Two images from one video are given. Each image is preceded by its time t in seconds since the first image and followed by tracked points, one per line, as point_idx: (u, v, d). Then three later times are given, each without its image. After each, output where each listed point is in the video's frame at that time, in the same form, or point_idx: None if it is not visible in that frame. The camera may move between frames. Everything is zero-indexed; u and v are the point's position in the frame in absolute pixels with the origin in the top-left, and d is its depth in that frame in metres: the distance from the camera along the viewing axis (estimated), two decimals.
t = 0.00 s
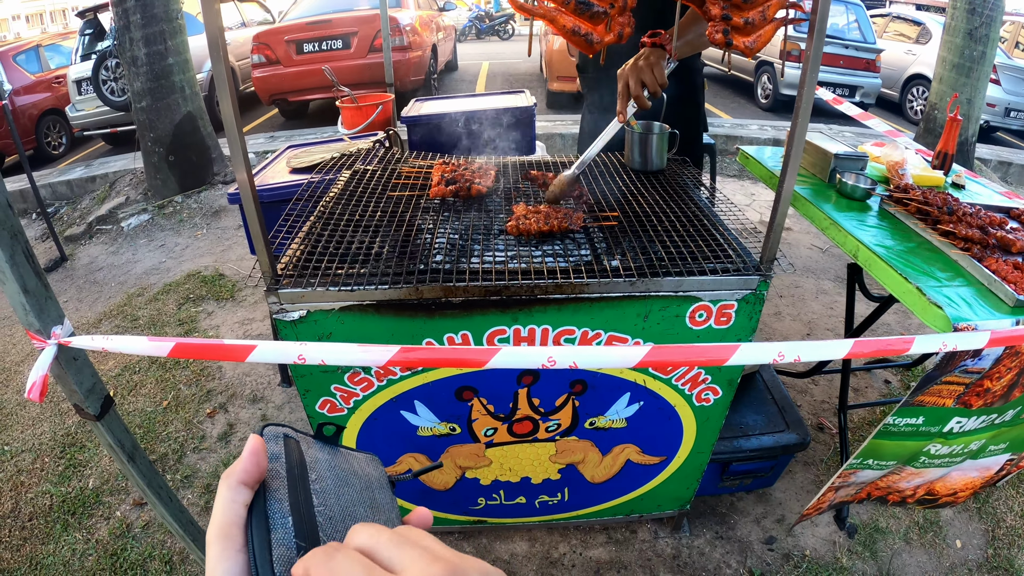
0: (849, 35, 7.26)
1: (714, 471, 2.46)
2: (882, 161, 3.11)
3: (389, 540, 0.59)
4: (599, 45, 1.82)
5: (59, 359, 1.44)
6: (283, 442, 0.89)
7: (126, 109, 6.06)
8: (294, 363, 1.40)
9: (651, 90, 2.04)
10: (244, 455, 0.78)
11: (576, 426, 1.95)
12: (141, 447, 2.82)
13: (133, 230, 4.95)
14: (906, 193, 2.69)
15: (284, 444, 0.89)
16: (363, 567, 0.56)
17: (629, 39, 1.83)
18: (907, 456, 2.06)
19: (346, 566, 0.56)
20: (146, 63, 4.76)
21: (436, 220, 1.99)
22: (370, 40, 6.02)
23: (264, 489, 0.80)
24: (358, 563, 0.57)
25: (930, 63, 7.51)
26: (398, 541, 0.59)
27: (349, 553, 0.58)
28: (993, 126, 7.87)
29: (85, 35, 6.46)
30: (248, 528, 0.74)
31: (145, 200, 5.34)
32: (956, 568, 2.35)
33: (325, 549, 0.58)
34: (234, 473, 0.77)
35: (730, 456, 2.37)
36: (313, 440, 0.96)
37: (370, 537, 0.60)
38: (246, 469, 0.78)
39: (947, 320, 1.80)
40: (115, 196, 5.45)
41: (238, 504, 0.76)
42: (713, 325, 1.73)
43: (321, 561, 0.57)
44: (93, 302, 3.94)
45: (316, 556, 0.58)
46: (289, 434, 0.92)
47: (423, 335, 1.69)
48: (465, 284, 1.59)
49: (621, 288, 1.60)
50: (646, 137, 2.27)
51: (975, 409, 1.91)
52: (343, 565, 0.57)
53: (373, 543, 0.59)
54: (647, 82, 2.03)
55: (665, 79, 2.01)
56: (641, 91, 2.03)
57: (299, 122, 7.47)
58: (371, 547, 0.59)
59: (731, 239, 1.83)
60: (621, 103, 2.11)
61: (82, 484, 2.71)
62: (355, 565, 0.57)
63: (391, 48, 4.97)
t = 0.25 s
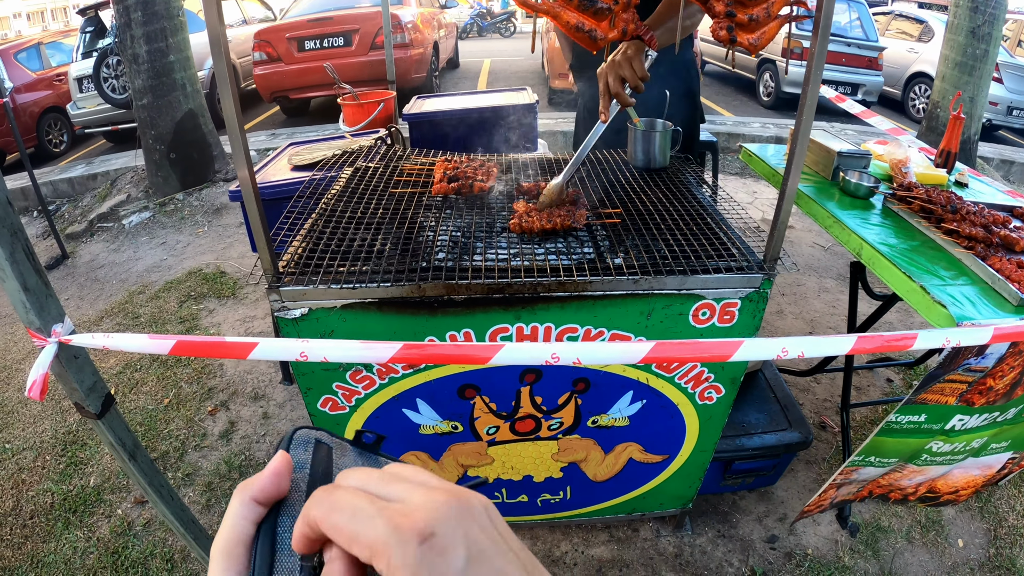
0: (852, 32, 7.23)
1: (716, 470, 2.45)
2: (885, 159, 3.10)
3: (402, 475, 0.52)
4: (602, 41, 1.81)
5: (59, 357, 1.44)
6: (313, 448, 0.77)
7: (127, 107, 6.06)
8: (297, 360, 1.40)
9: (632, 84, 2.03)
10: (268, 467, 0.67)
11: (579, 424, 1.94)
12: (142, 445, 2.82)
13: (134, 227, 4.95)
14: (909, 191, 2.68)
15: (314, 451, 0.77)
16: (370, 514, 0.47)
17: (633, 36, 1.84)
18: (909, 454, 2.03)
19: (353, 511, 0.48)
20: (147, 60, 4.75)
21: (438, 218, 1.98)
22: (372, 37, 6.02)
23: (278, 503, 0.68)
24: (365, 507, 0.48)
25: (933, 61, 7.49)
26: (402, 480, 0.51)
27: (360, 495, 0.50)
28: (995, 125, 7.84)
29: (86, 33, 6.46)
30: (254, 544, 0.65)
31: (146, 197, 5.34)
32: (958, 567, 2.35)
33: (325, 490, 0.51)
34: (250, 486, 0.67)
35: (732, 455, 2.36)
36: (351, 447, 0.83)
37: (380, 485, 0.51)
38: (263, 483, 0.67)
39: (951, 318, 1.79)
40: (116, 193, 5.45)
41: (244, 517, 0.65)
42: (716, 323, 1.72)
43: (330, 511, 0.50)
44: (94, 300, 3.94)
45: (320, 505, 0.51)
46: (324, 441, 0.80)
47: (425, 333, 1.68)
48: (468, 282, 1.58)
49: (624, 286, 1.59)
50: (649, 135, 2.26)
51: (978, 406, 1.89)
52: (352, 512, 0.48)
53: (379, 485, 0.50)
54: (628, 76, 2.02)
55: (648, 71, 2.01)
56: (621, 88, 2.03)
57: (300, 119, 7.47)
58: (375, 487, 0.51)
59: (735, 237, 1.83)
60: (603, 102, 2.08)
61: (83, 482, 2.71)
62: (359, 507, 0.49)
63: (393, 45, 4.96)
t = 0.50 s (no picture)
0: (854, 30, 7.21)
1: (718, 468, 2.44)
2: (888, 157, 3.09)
3: (482, 385, 0.58)
4: (606, 39, 1.80)
5: (61, 356, 1.44)
6: (357, 475, 0.67)
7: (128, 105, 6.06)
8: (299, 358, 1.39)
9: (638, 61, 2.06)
10: (290, 496, 0.60)
11: (581, 423, 1.94)
12: (144, 443, 2.82)
13: (136, 225, 4.95)
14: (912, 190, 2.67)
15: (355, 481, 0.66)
16: (452, 418, 0.52)
17: (636, 32, 1.84)
18: (910, 450, 2.02)
19: (431, 407, 0.53)
20: (148, 58, 4.74)
21: (440, 216, 1.98)
22: (374, 34, 6.02)
23: (294, 536, 0.59)
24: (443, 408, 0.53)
25: (935, 59, 7.47)
26: (482, 389, 0.57)
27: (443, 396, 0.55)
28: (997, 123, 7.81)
29: (87, 31, 6.45)
30: None
31: (147, 195, 5.33)
32: (960, 566, 2.34)
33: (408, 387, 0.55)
34: (269, 511, 0.59)
35: (734, 453, 2.36)
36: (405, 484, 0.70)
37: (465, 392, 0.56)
38: (283, 511, 0.59)
39: (954, 317, 1.79)
40: (117, 191, 5.45)
41: (252, 544, 0.58)
42: (719, 322, 1.71)
43: (404, 405, 0.55)
44: (95, 298, 3.94)
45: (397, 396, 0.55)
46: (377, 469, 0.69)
47: (427, 331, 1.67)
48: (470, 280, 1.58)
49: (627, 284, 1.59)
50: (651, 133, 2.26)
51: (979, 402, 1.89)
52: (432, 409, 0.53)
53: (460, 391, 0.56)
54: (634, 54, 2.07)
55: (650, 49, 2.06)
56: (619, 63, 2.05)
57: (302, 117, 7.47)
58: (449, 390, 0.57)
59: (738, 235, 1.82)
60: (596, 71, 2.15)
61: (85, 480, 2.71)
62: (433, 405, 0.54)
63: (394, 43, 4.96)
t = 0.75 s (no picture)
0: (856, 28, 7.19)
1: (718, 467, 2.44)
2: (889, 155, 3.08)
3: (477, 491, 0.55)
4: (604, 34, 1.81)
5: (56, 353, 1.43)
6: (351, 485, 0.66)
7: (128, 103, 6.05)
8: (294, 356, 1.38)
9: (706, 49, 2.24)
10: (279, 497, 0.61)
11: (580, 421, 1.93)
12: (142, 441, 2.82)
13: (136, 223, 4.94)
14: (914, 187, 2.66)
15: (348, 493, 0.65)
16: (432, 523, 0.48)
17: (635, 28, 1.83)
18: (907, 444, 2.01)
19: (423, 500, 0.51)
20: (148, 56, 4.74)
21: (439, 212, 1.97)
22: (374, 32, 6.02)
23: (280, 537, 0.61)
24: (432, 507, 0.51)
25: (936, 57, 7.44)
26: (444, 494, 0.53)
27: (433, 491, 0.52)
28: (999, 122, 7.78)
29: (87, 29, 6.45)
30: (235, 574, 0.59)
31: (147, 193, 5.33)
32: (960, 566, 2.33)
33: (405, 465, 0.54)
34: (257, 511, 0.60)
35: (734, 452, 2.35)
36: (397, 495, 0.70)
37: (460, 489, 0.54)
38: (271, 512, 0.61)
39: (955, 315, 1.77)
40: (117, 189, 5.44)
41: (238, 542, 0.60)
42: (719, 320, 1.70)
43: (395, 498, 0.53)
44: (95, 295, 3.94)
45: (389, 481, 0.54)
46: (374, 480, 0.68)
47: (425, 328, 1.67)
48: (468, 277, 1.57)
49: (626, 282, 1.58)
50: (651, 129, 2.25)
51: (976, 395, 1.88)
52: (423, 503, 0.52)
53: (454, 485, 0.54)
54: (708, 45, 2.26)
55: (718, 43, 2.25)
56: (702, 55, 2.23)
57: (302, 114, 7.47)
58: (445, 487, 0.54)
59: (738, 232, 1.81)
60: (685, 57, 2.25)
61: (83, 478, 2.71)
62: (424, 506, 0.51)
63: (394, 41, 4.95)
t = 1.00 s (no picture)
0: (857, 26, 7.18)
1: (718, 465, 2.43)
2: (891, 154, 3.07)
3: (482, 489, 0.57)
4: (604, 31, 1.83)
5: (54, 352, 1.42)
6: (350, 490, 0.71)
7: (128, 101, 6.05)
8: (292, 355, 1.38)
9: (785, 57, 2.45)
10: (278, 501, 0.65)
11: (580, 420, 1.93)
12: (142, 439, 2.82)
13: (136, 221, 4.94)
14: (915, 185, 2.66)
15: (345, 498, 0.70)
16: (437, 516, 0.49)
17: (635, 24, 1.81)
18: (908, 442, 2.01)
19: (427, 495, 0.52)
20: (148, 54, 4.73)
21: (438, 210, 1.96)
22: (374, 30, 6.01)
23: (275, 539, 0.65)
24: (437, 502, 0.51)
25: (937, 55, 7.43)
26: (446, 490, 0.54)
27: (438, 488, 0.53)
28: (1000, 120, 7.76)
29: (87, 27, 6.45)
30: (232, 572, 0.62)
31: (147, 191, 5.32)
32: (960, 565, 2.33)
33: (409, 461, 0.54)
34: (255, 514, 0.64)
35: (735, 450, 2.34)
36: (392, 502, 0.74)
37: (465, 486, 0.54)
38: (267, 517, 0.64)
39: (957, 314, 1.77)
40: (118, 187, 5.44)
41: (234, 543, 0.64)
42: (719, 318, 1.70)
43: (397, 494, 0.53)
44: (95, 294, 3.94)
45: (393, 478, 0.54)
46: (369, 484, 0.72)
47: (424, 326, 1.66)
48: (468, 275, 1.57)
49: (626, 280, 1.58)
50: (652, 127, 2.24)
51: (977, 394, 1.87)
52: (426, 496, 0.52)
53: (460, 482, 0.54)
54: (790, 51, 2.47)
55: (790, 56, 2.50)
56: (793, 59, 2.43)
57: (302, 113, 7.47)
58: (449, 483, 0.55)
59: (739, 231, 1.80)
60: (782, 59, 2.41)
61: (83, 476, 2.71)
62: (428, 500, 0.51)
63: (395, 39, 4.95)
